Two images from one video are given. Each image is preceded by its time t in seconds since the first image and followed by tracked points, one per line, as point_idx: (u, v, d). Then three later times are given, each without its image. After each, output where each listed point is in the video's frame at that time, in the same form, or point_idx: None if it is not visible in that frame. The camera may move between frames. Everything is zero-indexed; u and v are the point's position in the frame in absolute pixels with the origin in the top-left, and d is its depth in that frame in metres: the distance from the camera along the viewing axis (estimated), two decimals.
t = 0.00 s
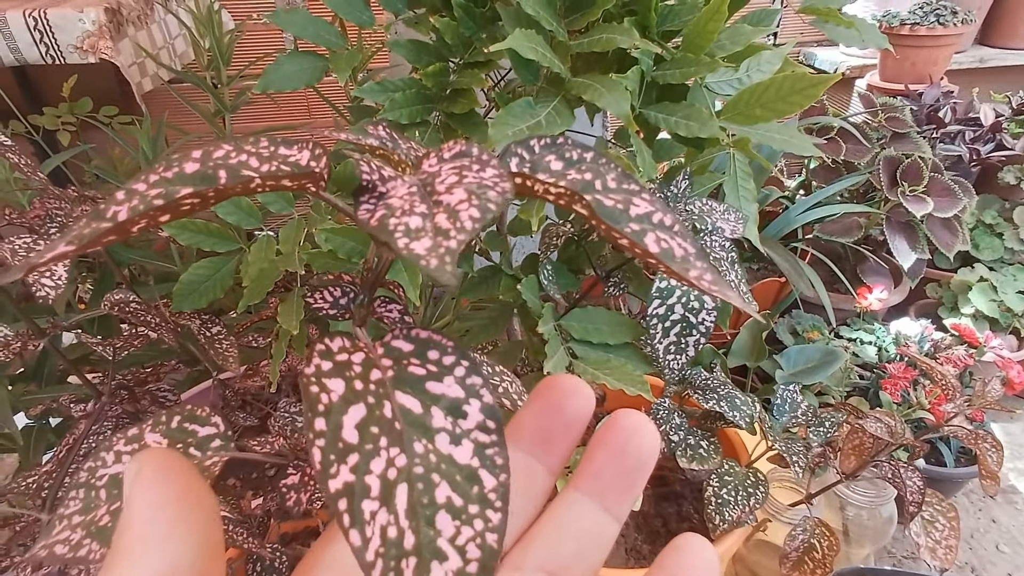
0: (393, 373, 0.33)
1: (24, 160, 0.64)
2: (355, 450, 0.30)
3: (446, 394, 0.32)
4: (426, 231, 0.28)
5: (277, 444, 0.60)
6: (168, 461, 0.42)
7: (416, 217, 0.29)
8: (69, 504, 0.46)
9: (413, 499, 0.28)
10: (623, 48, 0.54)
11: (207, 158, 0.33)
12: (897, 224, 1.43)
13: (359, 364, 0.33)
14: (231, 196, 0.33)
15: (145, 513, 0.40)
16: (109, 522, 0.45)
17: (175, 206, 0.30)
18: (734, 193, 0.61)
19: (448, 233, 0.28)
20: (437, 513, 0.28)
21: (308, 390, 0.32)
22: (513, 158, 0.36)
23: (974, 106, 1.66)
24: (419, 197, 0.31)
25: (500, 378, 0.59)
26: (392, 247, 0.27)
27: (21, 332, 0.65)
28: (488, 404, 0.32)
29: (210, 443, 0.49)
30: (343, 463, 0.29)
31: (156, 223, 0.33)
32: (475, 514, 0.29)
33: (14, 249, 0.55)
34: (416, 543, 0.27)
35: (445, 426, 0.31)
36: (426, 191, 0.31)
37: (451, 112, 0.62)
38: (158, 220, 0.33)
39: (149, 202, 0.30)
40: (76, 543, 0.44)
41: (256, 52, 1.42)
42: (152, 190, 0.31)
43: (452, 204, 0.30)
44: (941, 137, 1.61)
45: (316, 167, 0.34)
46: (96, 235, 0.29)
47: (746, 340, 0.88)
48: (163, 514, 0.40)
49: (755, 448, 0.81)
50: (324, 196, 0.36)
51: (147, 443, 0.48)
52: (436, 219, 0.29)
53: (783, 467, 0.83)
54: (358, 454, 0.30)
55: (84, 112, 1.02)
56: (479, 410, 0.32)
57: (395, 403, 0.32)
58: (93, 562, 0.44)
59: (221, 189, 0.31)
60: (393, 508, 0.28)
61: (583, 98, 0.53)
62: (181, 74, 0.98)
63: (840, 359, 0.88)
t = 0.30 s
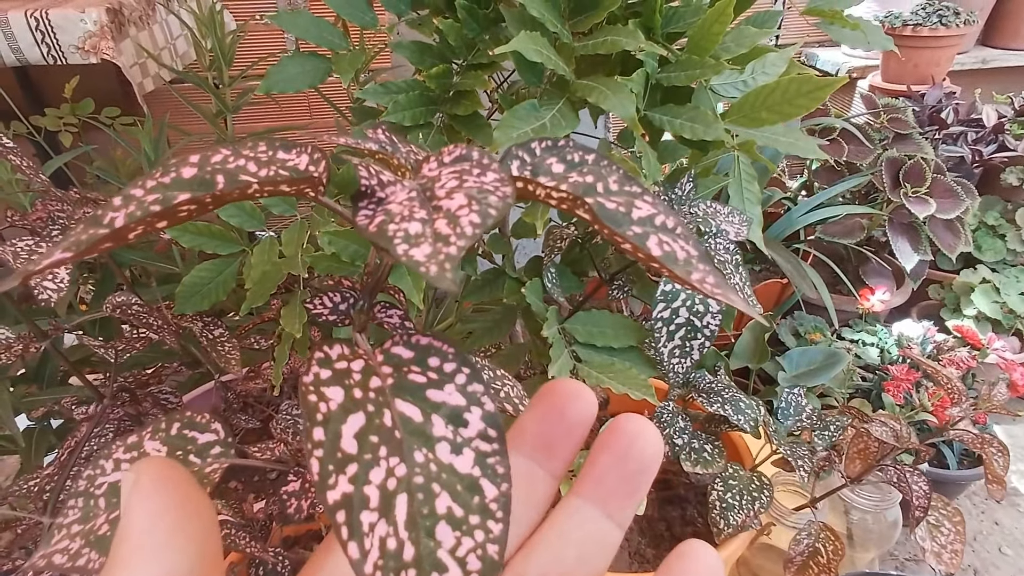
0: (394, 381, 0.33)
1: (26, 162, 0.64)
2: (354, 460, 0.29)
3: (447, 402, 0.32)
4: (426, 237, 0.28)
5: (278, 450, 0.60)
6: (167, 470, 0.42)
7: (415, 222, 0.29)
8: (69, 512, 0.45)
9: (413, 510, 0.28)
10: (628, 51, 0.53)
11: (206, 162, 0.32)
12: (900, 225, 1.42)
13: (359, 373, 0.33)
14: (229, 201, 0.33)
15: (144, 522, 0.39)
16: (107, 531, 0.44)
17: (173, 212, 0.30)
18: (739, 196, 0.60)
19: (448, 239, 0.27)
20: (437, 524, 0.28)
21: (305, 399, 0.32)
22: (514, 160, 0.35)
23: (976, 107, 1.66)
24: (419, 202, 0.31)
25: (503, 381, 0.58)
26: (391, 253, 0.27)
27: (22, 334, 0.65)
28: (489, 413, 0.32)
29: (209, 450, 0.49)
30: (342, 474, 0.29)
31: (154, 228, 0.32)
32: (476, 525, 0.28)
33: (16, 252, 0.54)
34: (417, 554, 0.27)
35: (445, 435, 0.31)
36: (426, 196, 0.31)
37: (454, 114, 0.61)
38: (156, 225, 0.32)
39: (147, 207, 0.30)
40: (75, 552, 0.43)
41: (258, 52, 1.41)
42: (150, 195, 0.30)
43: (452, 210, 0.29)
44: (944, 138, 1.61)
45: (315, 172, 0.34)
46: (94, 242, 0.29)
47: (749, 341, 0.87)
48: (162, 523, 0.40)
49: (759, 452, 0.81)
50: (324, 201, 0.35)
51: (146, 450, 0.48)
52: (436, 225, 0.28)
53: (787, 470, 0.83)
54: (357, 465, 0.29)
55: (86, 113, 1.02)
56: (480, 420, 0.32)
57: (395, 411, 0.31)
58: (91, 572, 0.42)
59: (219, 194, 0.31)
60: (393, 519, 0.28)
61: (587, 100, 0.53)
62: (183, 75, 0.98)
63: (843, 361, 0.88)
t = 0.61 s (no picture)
0: (395, 382, 0.32)
1: (22, 160, 0.63)
2: (356, 466, 0.29)
3: (450, 402, 0.32)
4: (429, 236, 0.27)
5: (276, 452, 0.60)
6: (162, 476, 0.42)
7: (418, 220, 0.28)
8: (62, 515, 0.45)
9: (419, 513, 0.28)
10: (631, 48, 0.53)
11: (202, 159, 0.32)
12: (902, 225, 1.41)
13: (359, 375, 0.32)
14: (226, 198, 0.32)
15: (135, 528, 0.39)
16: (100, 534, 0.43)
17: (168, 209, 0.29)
18: (742, 194, 0.60)
19: (452, 237, 0.27)
20: (444, 526, 0.27)
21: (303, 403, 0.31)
22: (518, 158, 0.35)
23: (978, 107, 1.66)
24: (421, 199, 0.30)
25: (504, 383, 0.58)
26: (393, 252, 0.26)
27: (19, 334, 0.65)
28: (494, 412, 0.31)
29: (205, 453, 0.49)
30: (343, 480, 0.28)
31: (149, 226, 0.32)
32: (483, 527, 0.28)
33: (12, 251, 0.54)
34: (423, 559, 0.27)
35: (450, 436, 0.30)
36: (428, 193, 0.30)
37: (455, 112, 0.61)
38: (151, 223, 0.32)
39: (141, 204, 0.29)
40: (67, 557, 0.42)
41: (257, 51, 1.41)
42: (145, 192, 0.30)
43: (456, 207, 0.29)
44: (945, 138, 1.61)
45: (314, 168, 0.33)
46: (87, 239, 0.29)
47: (750, 342, 0.86)
48: (153, 530, 0.40)
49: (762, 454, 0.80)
50: (323, 198, 0.35)
51: (142, 454, 0.48)
52: (440, 223, 0.28)
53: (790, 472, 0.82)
54: (358, 470, 0.29)
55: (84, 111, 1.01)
56: (485, 420, 0.31)
57: (397, 414, 0.31)
58: None
59: (216, 191, 0.30)
60: (398, 525, 0.27)
61: (590, 99, 0.52)
62: (181, 73, 0.98)
63: (845, 362, 0.87)
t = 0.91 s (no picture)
0: (395, 378, 0.31)
1: (22, 156, 0.63)
2: (356, 466, 0.28)
3: (453, 398, 0.31)
4: (431, 225, 0.26)
5: (274, 450, 0.59)
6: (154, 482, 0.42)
7: (420, 210, 0.27)
8: (55, 514, 0.44)
9: (421, 514, 0.27)
10: (634, 42, 0.52)
11: (198, 149, 0.31)
12: (908, 224, 1.40)
13: (357, 371, 0.31)
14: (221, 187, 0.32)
15: (121, 529, 0.39)
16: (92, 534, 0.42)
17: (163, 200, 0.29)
18: (748, 191, 0.59)
19: (455, 227, 0.26)
20: (448, 528, 0.27)
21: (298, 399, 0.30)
22: (523, 149, 0.34)
23: (985, 104, 1.64)
24: (422, 188, 0.29)
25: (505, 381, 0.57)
26: (393, 242, 0.26)
27: (19, 332, 0.64)
28: (497, 408, 0.31)
29: (201, 451, 0.49)
30: (343, 480, 0.28)
31: (143, 216, 0.32)
32: (489, 527, 0.27)
33: (9, 247, 0.53)
34: (427, 561, 0.26)
35: (453, 433, 0.30)
36: (430, 183, 0.30)
37: (457, 108, 0.60)
38: (144, 213, 0.31)
39: (133, 194, 0.29)
40: (59, 557, 0.41)
41: (259, 48, 1.41)
42: (138, 182, 0.30)
43: (458, 196, 0.28)
44: (952, 136, 1.59)
45: (313, 159, 0.32)
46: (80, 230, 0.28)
47: (755, 341, 0.85)
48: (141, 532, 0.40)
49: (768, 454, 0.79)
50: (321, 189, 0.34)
51: (137, 451, 0.47)
52: (442, 212, 0.27)
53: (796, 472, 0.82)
54: (358, 469, 0.28)
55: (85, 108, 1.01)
56: (489, 415, 0.30)
57: (397, 413, 0.30)
58: None
59: (210, 179, 0.30)
60: (400, 526, 0.27)
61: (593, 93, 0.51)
62: (183, 70, 0.97)
63: (852, 362, 0.86)
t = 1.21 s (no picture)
0: (396, 378, 0.32)
1: (41, 158, 0.64)
2: (355, 462, 0.29)
3: (451, 399, 0.31)
4: (424, 233, 0.27)
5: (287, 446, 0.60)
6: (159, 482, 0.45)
7: (416, 217, 0.28)
8: (77, 505, 0.46)
9: (418, 511, 0.28)
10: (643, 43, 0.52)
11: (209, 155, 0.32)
12: (918, 221, 1.40)
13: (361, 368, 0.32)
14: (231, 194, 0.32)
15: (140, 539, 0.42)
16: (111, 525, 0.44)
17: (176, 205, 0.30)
18: (756, 190, 0.59)
19: (447, 235, 0.27)
20: (444, 524, 0.28)
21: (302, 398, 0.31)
22: (522, 154, 0.35)
23: (997, 100, 1.63)
24: (420, 194, 0.31)
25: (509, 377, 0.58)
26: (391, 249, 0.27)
27: (38, 329, 0.65)
28: (494, 410, 0.31)
29: (215, 446, 0.48)
30: (343, 476, 0.29)
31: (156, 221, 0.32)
32: (484, 524, 0.28)
33: (31, 247, 0.54)
34: (422, 557, 0.27)
35: (450, 433, 0.30)
36: (427, 189, 0.31)
37: (468, 109, 0.60)
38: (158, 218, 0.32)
39: (148, 200, 0.30)
40: (81, 547, 0.44)
41: (270, 47, 1.42)
42: (153, 188, 0.31)
43: (453, 204, 0.29)
44: (963, 133, 1.59)
45: (318, 164, 0.33)
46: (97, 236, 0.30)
47: (763, 339, 0.86)
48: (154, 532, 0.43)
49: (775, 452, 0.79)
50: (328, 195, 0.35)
51: (154, 446, 0.47)
52: (436, 220, 0.28)
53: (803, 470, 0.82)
54: (357, 466, 0.29)
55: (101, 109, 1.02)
56: (486, 416, 0.31)
57: (396, 411, 0.31)
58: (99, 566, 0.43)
59: (221, 187, 0.31)
60: (398, 521, 0.28)
61: (602, 94, 0.52)
62: (196, 70, 0.98)
63: (860, 360, 0.86)
